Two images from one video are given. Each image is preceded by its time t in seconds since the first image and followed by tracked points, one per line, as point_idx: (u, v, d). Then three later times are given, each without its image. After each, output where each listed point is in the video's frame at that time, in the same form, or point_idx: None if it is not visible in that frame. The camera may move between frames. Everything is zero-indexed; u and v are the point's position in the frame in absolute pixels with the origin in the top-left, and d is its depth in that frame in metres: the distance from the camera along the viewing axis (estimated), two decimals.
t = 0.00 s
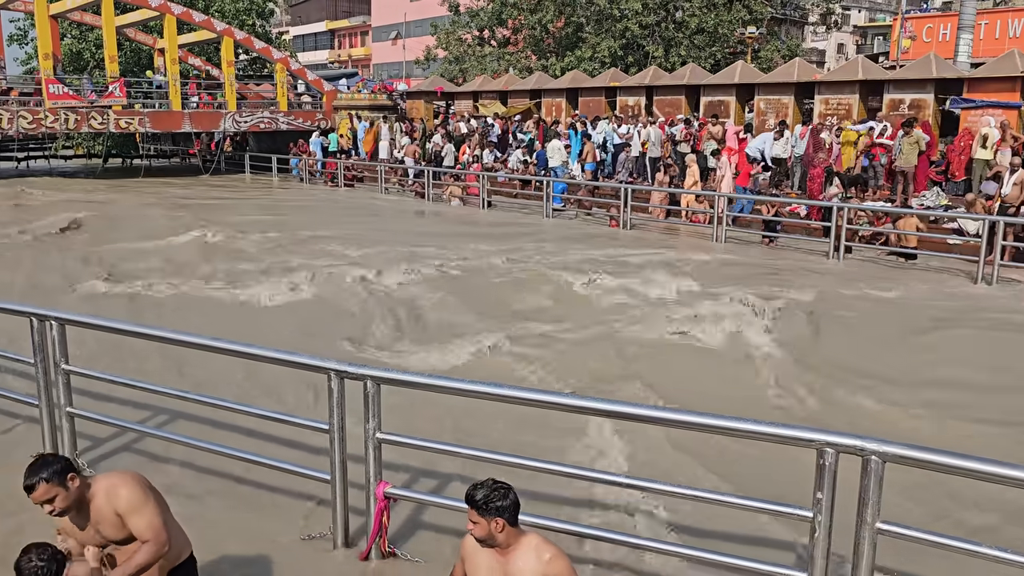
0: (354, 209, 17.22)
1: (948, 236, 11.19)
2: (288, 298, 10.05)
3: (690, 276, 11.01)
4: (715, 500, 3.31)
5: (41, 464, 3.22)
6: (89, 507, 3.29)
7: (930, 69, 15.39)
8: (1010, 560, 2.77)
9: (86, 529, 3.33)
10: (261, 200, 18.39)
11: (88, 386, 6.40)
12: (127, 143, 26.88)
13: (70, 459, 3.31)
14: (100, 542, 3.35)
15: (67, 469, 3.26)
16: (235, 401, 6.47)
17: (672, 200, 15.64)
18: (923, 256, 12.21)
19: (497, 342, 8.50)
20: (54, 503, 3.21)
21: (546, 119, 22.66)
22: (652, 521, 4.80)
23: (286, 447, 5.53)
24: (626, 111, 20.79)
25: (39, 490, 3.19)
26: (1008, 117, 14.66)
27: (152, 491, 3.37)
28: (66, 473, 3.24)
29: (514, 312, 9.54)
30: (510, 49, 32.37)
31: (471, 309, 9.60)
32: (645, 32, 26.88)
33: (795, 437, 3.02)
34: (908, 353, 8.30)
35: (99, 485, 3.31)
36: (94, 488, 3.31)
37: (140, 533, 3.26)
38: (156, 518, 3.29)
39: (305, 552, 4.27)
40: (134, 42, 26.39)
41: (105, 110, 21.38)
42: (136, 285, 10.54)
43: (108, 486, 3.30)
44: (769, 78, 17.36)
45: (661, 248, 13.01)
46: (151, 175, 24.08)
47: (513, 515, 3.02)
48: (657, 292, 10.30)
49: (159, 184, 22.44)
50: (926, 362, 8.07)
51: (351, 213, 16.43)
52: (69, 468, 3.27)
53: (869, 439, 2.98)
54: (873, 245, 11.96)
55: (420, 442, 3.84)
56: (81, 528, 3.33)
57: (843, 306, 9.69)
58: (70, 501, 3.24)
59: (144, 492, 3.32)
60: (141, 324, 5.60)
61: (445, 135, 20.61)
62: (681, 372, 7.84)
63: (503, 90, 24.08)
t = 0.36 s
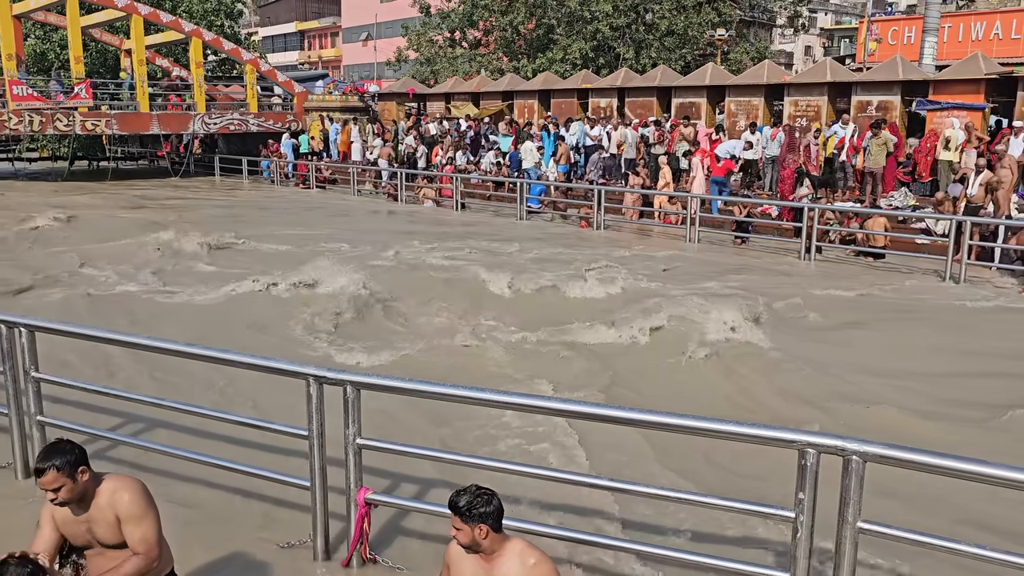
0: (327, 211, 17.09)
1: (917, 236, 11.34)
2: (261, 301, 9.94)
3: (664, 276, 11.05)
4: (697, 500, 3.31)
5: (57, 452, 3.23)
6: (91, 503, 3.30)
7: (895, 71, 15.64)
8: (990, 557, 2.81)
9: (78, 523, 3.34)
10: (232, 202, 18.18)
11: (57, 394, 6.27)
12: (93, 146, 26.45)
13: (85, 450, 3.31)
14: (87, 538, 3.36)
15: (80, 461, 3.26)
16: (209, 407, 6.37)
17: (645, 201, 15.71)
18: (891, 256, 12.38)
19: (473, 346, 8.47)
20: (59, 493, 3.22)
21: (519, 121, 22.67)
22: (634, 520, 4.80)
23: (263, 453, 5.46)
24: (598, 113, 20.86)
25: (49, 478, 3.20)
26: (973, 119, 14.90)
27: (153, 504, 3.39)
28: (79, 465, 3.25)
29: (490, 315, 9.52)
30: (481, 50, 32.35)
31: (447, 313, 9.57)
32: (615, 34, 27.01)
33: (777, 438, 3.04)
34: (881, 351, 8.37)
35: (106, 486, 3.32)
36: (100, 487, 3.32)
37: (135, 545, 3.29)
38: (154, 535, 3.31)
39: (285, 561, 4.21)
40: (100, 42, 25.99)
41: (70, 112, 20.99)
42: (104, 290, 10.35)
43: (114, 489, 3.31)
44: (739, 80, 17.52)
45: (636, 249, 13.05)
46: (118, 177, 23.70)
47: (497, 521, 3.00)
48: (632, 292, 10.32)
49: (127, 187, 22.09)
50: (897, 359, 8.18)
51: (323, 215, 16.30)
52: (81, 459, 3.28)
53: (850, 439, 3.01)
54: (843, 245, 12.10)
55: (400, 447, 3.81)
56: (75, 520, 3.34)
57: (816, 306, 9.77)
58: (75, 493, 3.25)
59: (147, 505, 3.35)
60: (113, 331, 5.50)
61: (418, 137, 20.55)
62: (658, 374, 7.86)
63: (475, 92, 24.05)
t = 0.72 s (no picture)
0: (307, 210, 16.95)
1: (895, 233, 11.43)
2: (242, 300, 9.84)
3: (646, 274, 11.07)
4: (691, 499, 3.30)
5: (59, 451, 3.20)
6: (90, 504, 3.26)
7: (873, 70, 15.79)
8: (982, 553, 2.83)
9: (76, 523, 3.30)
10: (210, 202, 17.97)
11: (37, 398, 6.16)
12: (67, 145, 26.09)
13: (85, 451, 3.27)
14: (81, 540, 3.31)
15: (79, 462, 3.22)
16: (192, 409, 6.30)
17: (626, 200, 15.74)
18: (871, 254, 12.47)
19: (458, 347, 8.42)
20: (58, 493, 3.19)
21: (499, 120, 22.63)
22: (624, 518, 4.79)
23: (249, 455, 5.41)
24: (578, 112, 20.87)
25: (49, 477, 3.17)
26: (948, 118, 15.07)
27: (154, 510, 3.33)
28: (79, 465, 3.21)
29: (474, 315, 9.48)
30: (460, 49, 32.26)
31: (430, 314, 9.52)
32: (594, 33, 27.04)
33: (769, 436, 3.04)
34: (863, 346, 8.43)
35: (106, 488, 3.27)
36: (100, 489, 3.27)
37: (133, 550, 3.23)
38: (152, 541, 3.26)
39: (273, 565, 4.16)
40: (74, 41, 25.65)
41: (44, 111, 20.66)
42: (81, 291, 10.20)
43: (114, 493, 3.26)
44: (718, 79, 17.61)
45: (618, 247, 13.05)
46: (93, 178, 23.39)
47: (496, 525, 3.01)
48: (616, 289, 10.32)
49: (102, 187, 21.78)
50: (880, 355, 8.23)
51: (303, 215, 16.16)
52: (82, 460, 3.23)
53: (843, 437, 3.02)
54: (823, 244, 12.18)
55: (390, 448, 3.78)
56: (73, 521, 3.30)
57: (797, 302, 9.83)
58: (75, 494, 3.21)
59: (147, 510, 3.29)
60: (93, 333, 5.40)
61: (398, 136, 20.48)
62: (643, 373, 7.86)
63: (455, 91, 23.98)
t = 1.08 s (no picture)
0: (290, 206, 16.84)
1: (877, 228, 11.51)
2: (225, 297, 9.75)
3: (631, 268, 11.08)
4: (684, 494, 3.30)
5: (20, 450, 3.14)
6: (60, 501, 3.20)
7: (853, 66, 15.90)
8: (973, 544, 2.85)
9: (49, 522, 3.24)
10: (191, 198, 17.79)
11: (17, 398, 6.07)
12: (45, 142, 25.80)
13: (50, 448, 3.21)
14: (56, 538, 3.25)
15: (44, 459, 3.17)
16: (176, 407, 6.23)
17: (610, 196, 15.75)
18: (854, 249, 12.50)
19: (444, 342, 8.37)
20: (26, 492, 3.13)
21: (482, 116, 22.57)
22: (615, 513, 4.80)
23: (235, 453, 5.37)
24: (561, 108, 20.85)
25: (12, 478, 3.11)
26: (928, 114, 15.23)
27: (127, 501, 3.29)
28: (42, 462, 3.16)
29: (459, 310, 9.44)
30: (442, 45, 32.15)
31: (415, 309, 9.47)
32: (577, 29, 27.03)
33: (762, 430, 3.05)
34: (847, 339, 8.48)
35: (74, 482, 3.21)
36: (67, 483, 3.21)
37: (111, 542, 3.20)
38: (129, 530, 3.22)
39: (262, 562, 4.14)
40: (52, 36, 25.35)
41: (21, 107, 20.40)
42: (62, 288, 10.09)
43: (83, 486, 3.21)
44: (700, 75, 17.67)
45: (603, 243, 13.05)
46: (72, 174, 23.13)
47: (493, 521, 3.02)
48: (602, 283, 10.32)
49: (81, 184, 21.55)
50: (864, 346, 8.28)
51: (285, 211, 16.04)
52: (47, 457, 3.18)
53: (835, 431, 3.04)
54: (806, 238, 12.23)
55: (380, 445, 3.75)
56: (44, 520, 3.24)
57: (781, 295, 9.87)
58: (43, 492, 3.15)
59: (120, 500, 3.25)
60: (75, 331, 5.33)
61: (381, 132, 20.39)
62: (630, 367, 7.86)
63: (438, 87, 23.90)
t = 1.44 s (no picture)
0: (275, 202, 16.74)
1: (862, 224, 11.56)
2: (210, 293, 9.67)
3: (618, 264, 11.09)
4: (675, 489, 3.29)
5: None
6: (27, 511, 3.13)
7: (839, 62, 15.97)
8: (961, 537, 2.87)
9: (20, 533, 3.17)
10: (174, 194, 17.65)
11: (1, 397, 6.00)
12: (27, 138, 25.54)
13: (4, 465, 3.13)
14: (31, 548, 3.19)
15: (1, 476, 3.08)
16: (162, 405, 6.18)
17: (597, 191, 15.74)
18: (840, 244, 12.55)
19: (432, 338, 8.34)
20: None
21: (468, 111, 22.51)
22: (604, 507, 4.81)
23: (223, 451, 5.33)
24: (548, 104, 20.83)
25: None
26: (913, 110, 15.39)
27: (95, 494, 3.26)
28: None
29: (447, 305, 9.41)
30: (428, 41, 32.04)
31: (402, 305, 9.43)
32: (563, 25, 27.00)
33: (753, 425, 3.05)
34: (833, 333, 8.51)
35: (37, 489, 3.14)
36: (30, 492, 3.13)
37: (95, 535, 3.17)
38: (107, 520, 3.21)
39: (250, 560, 4.11)
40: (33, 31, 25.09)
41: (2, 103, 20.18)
42: (45, 285, 9.98)
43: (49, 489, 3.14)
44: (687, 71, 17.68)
45: (590, 238, 13.05)
46: (54, 171, 22.91)
47: (480, 515, 3.02)
48: (590, 278, 10.32)
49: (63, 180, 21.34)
50: (850, 340, 8.31)
51: (270, 207, 15.94)
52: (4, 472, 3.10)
53: (824, 425, 3.04)
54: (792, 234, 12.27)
55: (370, 442, 3.73)
56: (15, 533, 3.17)
57: (768, 289, 9.90)
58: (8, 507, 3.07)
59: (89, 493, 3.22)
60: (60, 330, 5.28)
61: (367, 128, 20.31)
62: (618, 362, 7.85)
63: (424, 82, 23.82)
